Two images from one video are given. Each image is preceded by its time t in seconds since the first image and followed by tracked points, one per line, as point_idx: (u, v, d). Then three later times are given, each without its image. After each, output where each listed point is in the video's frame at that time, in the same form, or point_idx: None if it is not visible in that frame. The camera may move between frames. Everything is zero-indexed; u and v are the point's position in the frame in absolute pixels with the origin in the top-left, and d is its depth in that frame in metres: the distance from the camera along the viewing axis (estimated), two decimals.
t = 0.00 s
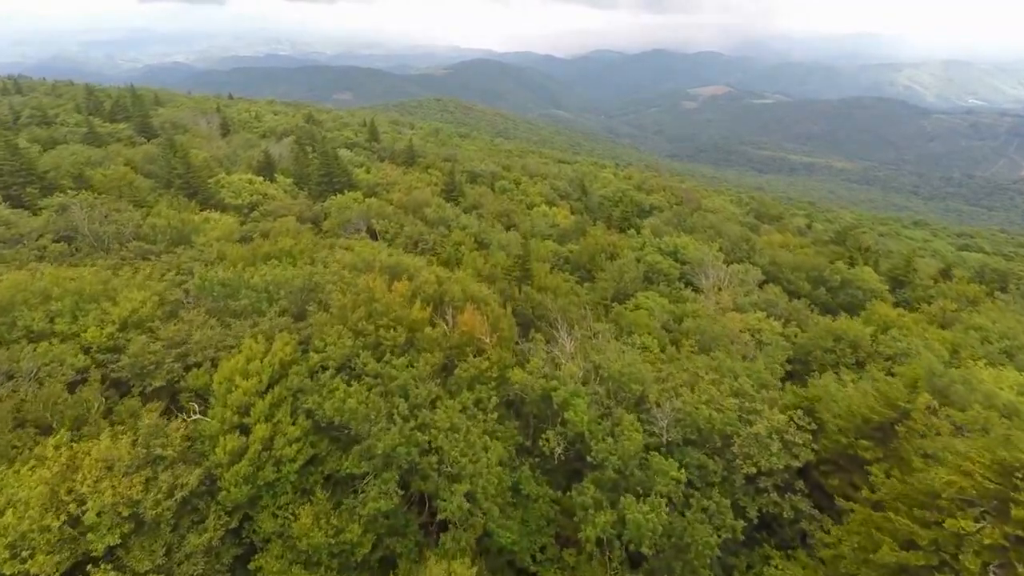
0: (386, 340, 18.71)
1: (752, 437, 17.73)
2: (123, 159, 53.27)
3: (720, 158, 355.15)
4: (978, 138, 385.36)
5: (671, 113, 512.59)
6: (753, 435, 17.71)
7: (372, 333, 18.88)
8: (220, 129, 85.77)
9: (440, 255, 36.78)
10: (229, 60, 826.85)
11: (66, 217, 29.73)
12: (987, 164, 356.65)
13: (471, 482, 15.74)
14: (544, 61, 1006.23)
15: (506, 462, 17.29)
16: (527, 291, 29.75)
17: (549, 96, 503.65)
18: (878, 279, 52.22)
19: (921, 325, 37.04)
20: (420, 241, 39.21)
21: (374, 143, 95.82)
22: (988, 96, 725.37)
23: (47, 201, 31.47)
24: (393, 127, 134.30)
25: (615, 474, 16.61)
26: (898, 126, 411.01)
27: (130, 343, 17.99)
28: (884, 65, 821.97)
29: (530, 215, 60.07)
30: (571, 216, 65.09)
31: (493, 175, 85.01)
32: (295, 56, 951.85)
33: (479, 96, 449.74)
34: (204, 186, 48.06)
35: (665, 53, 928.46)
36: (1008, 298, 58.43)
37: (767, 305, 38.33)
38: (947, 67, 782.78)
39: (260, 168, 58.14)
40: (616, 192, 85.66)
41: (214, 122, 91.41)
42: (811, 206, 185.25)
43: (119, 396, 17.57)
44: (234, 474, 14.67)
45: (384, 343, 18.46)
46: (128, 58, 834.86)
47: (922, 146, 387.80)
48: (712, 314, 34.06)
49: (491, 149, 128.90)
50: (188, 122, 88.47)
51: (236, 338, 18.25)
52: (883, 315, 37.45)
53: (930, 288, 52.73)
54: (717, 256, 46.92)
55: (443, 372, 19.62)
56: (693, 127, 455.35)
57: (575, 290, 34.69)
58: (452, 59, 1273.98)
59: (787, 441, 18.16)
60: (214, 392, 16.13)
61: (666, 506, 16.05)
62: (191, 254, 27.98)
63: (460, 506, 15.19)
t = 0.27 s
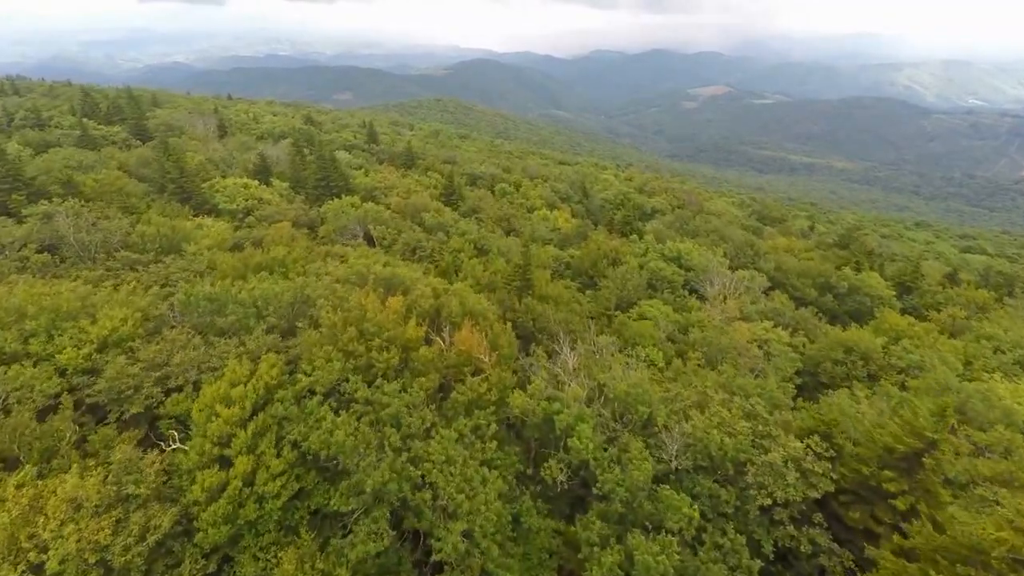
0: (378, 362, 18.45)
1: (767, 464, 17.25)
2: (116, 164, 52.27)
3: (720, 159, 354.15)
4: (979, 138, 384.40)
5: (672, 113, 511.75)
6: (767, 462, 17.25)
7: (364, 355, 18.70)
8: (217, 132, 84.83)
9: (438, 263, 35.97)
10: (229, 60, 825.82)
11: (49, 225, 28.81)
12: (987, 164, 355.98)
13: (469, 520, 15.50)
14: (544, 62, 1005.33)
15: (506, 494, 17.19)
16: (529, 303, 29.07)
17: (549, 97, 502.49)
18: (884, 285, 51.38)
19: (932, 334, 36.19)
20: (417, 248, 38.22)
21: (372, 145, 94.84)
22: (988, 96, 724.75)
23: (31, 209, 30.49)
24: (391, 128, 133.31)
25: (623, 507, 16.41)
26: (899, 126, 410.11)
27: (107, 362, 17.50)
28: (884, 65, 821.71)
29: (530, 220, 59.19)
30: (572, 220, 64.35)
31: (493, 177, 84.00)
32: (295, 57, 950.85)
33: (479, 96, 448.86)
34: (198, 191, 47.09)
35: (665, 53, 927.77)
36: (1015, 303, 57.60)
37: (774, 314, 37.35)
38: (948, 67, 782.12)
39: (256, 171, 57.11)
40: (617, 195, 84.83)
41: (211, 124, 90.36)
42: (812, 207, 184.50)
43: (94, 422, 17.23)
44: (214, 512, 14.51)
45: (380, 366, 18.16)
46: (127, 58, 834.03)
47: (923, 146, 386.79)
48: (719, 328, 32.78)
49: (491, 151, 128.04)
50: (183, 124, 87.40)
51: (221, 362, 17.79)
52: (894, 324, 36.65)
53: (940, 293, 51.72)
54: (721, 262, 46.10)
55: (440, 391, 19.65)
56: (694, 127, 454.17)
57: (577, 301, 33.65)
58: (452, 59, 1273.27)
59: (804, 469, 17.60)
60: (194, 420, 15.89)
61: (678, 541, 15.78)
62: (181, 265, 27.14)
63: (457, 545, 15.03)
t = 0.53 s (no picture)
0: (369, 387, 18.64)
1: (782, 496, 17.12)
2: (108, 167, 51.32)
3: (721, 159, 353.17)
4: (980, 138, 383.55)
5: (672, 113, 510.72)
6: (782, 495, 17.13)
7: (354, 379, 18.88)
8: (213, 134, 83.94)
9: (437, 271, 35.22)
10: (229, 60, 824.76)
11: (33, 235, 27.90)
12: (988, 165, 355.38)
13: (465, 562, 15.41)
14: (544, 61, 1004.59)
15: (504, 530, 17.10)
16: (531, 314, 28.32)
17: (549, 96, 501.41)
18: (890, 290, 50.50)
19: (944, 344, 35.22)
20: (414, 254, 37.26)
21: (371, 147, 93.84)
22: (988, 95, 724.31)
23: (14, 216, 29.52)
24: (390, 128, 132.28)
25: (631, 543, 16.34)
26: (900, 125, 409.14)
27: (81, 388, 17.48)
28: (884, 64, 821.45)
29: (530, 223, 58.27)
30: (573, 224, 63.58)
31: (493, 179, 83.04)
32: (295, 56, 949.77)
33: (479, 96, 447.82)
34: (191, 195, 46.09)
35: (665, 52, 926.90)
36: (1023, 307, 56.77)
37: (780, 323, 36.37)
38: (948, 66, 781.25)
39: (251, 174, 56.08)
40: (618, 196, 84.02)
41: (207, 125, 89.31)
42: (812, 207, 183.77)
43: (67, 450, 17.38)
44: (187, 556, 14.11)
45: (370, 391, 18.34)
46: (127, 58, 833.21)
47: (924, 146, 385.61)
48: (726, 339, 31.71)
49: (491, 151, 127.19)
50: (180, 125, 86.36)
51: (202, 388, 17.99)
52: (904, 333, 35.74)
53: (949, 297, 50.66)
54: (725, 267, 45.22)
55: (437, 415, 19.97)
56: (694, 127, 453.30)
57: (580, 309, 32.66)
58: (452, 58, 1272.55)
59: (823, 499, 17.47)
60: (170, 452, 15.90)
61: None
62: (169, 274, 26.42)
63: None
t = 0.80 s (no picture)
0: (358, 415, 18.15)
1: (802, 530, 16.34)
2: (100, 170, 50.41)
3: (721, 159, 352.19)
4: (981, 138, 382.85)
5: (672, 113, 509.85)
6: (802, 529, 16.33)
7: (344, 406, 18.38)
8: (210, 136, 83.04)
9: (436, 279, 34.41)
10: (229, 60, 823.98)
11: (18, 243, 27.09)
12: (988, 165, 354.80)
13: None
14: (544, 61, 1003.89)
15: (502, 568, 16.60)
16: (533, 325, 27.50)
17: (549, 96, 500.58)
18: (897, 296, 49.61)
19: (957, 353, 34.23)
20: (411, 261, 36.29)
21: (370, 148, 92.95)
22: (988, 96, 723.97)
23: None
24: (390, 129, 131.37)
25: None
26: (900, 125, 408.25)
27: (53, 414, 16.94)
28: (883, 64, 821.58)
29: (531, 227, 57.38)
30: (574, 228, 62.76)
31: (493, 181, 82.10)
32: (295, 56, 949.20)
33: (478, 96, 446.89)
34: (184, 200, 45.15)
35: (665, 52, 926.09)
36: None
37: (787, 331, 35.37)
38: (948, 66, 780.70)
39: (247, 177, 55.14)
40: (619, 199, 83.13)
41: (204, 126, 88.40)
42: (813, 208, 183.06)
43: (35, 482, 17.09)
44: None
45: (360, 419, 17.87)
46: (127, 58, 832.70)
47: (925, 146, 384.52)
48: (732, 351, 30.76)
49: (490, 152, 126.31)
50: (176, 126, 85.48)
51: (181, 415, 17.48)
52: (915, 343, 34.74)
53: (958, 302, 49.70)
54: (730, 273, 44.30)
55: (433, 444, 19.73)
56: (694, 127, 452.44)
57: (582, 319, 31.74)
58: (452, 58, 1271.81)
59: (845, 533, 16.67)
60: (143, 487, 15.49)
61: None
62: (156, 284, 25.58)
63: None
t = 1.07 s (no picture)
0: (347, 446, 17.48)
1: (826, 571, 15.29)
2: (92, 175, 49.50)
3: (722, 159, 351.27)
4: (982, 139, 381.74)
5: (673, 113, 508.88)
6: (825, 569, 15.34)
7: (331, 438, 17.76)
8: (206, 138, 82.15)
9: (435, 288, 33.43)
10: (229, 60, 823.64)
11: None
12: (989, 165, 353.79)
13: None
14: (544, 61, 1003.69)
15: None
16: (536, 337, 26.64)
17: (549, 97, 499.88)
18: (906, 302, 48.45)
19: (971, 364, 33.16)
20: (408, 268, 35.23)
21: (368, 150, 92.04)
22: (988, 96, 723.56)
23: None
24: (389, 130, 130.46)
25: None
26: (902, 125, 407.05)
27: (19, 447, 16.40)
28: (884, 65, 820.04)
29: (531, 232, 56.45)
30: (575, 232, 61.75)
31: (493, 183, 81.14)
32: (295, 57, 948.91)
33: (478, 96, 446.02)
34: (176, 205, 44.19)
35: (665, 53, 925.65)
36: None
37: (795, 341, 34.37)
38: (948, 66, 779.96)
39: (242, 181, 54.20)
40: (620, 201, 82.10)
41: (201, 128, 87.52)
42: (814, 209, 182.08)
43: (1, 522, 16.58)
44: None
45: (348, 452, 17.21)
46: (127, 58, 832.59)
47: (926, 147, 383.55)
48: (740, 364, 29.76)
49: (490, 153, 125.38)
50: (173, 128, 84.64)
51: (156, 446, 17.13)
52: (928, 353, 33.68)
53: (968, 309, 48.63)
54: (735, 280, 43.28)
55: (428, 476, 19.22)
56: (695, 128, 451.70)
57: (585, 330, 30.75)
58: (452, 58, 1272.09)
59: None
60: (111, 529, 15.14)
61: None
62: (142, 296, 24.73)
63: None
